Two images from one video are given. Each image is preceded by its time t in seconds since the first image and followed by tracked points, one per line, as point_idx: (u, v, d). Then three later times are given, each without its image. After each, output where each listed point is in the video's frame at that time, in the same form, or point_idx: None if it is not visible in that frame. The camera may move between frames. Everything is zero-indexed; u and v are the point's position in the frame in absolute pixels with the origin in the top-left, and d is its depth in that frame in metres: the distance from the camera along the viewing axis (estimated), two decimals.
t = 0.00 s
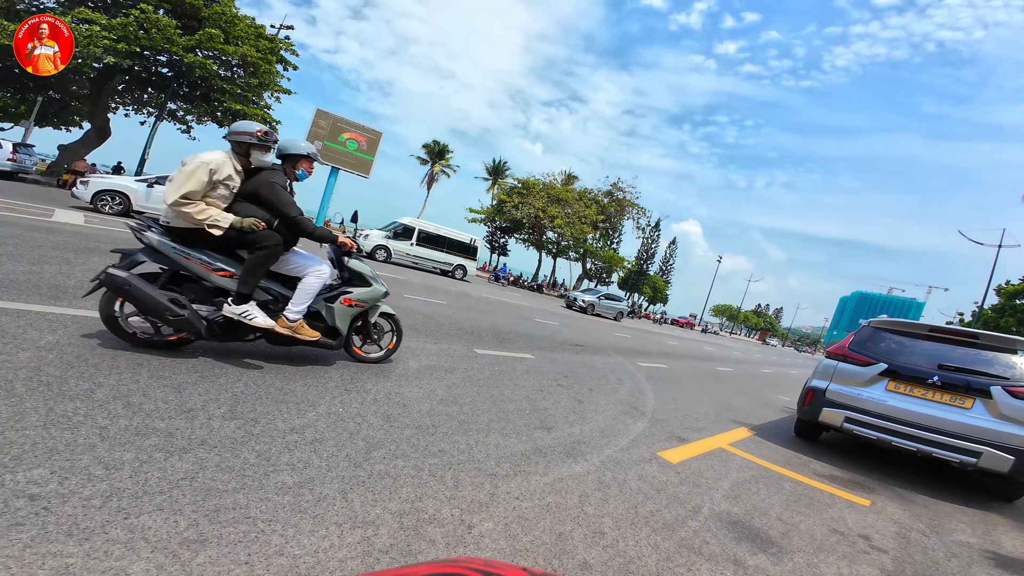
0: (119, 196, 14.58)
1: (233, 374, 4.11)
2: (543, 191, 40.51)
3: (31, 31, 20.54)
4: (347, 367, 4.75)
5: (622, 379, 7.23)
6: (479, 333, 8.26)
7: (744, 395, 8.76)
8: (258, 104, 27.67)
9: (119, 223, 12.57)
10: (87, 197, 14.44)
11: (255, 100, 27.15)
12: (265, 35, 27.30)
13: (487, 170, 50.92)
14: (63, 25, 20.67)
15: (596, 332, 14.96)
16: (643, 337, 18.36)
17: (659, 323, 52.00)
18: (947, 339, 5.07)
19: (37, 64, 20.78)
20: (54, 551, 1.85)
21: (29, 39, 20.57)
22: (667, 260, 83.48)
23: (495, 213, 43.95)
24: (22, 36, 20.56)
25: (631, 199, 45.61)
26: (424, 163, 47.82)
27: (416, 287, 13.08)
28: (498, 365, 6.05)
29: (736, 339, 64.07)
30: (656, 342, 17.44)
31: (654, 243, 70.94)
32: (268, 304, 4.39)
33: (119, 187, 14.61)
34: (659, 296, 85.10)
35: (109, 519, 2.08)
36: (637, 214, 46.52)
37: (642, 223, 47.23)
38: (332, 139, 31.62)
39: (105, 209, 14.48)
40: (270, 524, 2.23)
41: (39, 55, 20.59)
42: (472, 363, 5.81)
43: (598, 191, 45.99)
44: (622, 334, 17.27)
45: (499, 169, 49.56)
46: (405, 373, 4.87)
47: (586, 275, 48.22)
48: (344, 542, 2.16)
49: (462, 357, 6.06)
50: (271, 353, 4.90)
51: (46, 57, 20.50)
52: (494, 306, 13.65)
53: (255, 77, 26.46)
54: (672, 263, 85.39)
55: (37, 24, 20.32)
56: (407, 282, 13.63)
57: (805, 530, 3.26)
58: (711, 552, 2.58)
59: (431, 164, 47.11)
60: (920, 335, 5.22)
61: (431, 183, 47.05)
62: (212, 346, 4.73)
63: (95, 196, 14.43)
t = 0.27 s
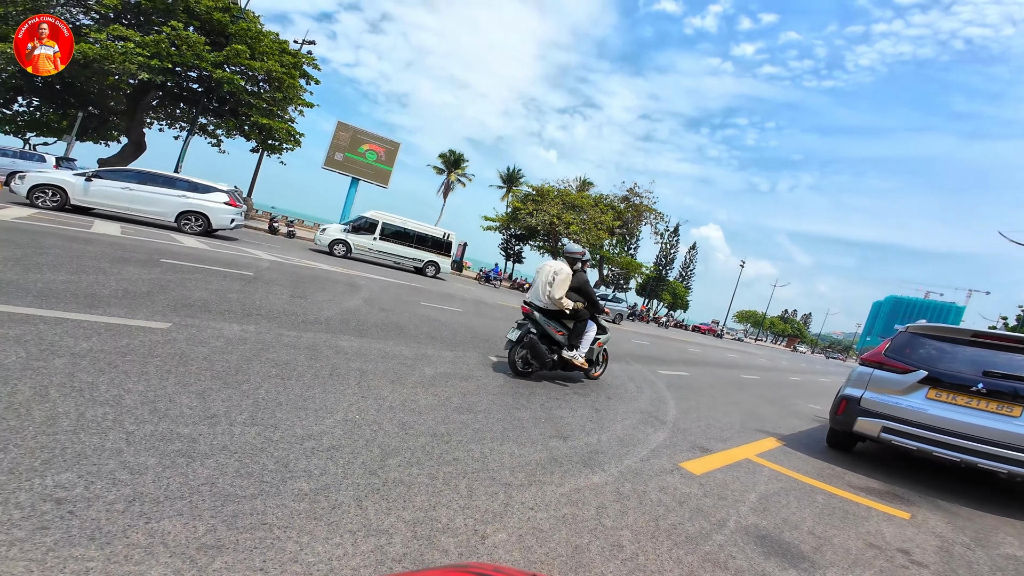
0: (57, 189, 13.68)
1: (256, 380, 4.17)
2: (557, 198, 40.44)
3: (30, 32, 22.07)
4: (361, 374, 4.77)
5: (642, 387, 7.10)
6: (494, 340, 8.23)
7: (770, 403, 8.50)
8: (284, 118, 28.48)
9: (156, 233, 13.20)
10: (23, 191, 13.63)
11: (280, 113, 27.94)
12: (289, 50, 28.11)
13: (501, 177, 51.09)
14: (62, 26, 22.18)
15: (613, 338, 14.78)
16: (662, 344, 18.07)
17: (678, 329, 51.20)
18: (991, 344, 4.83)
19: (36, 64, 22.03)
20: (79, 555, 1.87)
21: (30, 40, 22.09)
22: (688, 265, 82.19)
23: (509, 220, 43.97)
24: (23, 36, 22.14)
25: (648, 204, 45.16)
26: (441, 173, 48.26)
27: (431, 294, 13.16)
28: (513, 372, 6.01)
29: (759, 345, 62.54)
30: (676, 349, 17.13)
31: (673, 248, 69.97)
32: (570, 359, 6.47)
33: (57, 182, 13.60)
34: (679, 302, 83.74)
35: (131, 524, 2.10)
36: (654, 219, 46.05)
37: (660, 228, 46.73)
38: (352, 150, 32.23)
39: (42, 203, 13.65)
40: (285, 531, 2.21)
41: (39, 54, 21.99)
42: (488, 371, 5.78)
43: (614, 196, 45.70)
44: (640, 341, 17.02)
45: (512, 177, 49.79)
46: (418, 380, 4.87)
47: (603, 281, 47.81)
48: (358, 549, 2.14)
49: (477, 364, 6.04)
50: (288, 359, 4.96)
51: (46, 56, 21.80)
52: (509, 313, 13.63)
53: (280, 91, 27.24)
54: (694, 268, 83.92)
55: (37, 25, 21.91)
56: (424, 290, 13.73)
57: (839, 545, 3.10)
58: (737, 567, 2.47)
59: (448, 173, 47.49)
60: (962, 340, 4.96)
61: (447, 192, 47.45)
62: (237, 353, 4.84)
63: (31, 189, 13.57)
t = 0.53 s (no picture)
0: None
1: (275, 386, 4.28)
2: (566, 204, 40.40)
3: (31, 32, 21.43)
4: (373, 380, 4.87)
5: (654, 393, 7.07)
6: (504, 346, 8.28)
7: (785, 408, 8.39)
8: (299, 129, 29.12)
9: (178, 243, 13.57)
10: None
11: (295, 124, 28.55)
12: (304, 62, 28.74)
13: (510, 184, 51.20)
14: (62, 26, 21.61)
15: (623, 344, 14.70)
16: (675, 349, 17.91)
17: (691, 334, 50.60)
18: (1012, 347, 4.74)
19: (36, 64, 21.26)
20: (110, 550, 1.97)
21: (30, 39, 21.22)
22: (702, 269, 81.23)
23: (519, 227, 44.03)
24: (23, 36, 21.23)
25: (660, 208, 44.83)
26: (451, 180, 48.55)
27: (441, 301, 13.27)
28: (522, 378, 6.05)
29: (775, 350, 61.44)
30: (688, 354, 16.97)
31: (686, 252, 69.26)
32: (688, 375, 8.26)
33: None
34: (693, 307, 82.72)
35: (160, 521, 2.20)
36: (666, 223, 45.73)
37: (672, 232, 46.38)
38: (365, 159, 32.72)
39: None
40: (303, 530, 2.30)
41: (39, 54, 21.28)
42: (498, 377, 5.82)
43: (624, 201, 45.51)
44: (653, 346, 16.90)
45: (522, 183, 49.83)
46: (428, 386, 4.94)
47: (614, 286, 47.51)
48: (371, 549, 2.20)
49: (487, 370, 6.09)
50: (301, 365, 5.07)
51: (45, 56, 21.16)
52: (520, 319, 13.66)
53: (295, 103, 27.86)
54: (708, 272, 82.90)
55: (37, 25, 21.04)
56: (436, 297, 13.86)
57: (854, 550, 3.07)
58: (747, 570, 2.48)
59: (458, 181, 47.77)
60: (983, 344, 4.87)
61: (457, 200, 47.66)
62: (257, 359, 4.98)
63: None
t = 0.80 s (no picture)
0: None
1: (283, 391, 4.34)
2: (571, 209, 40.42)
3: (31, 32, 22.56)
4: (378, 384, 4.92)
5: (660, 397, 7.05)
6: (508, 351, 8.32)
7: (793, 411, 8.32)
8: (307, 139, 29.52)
9: (190, 252, 13.79)
10: None
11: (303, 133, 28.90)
12: (310, 72, 29.13)
13: (514, 190, 51.37)
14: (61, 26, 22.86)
15: (628, 348, 14.68)
16: (681, 354, 17.82)
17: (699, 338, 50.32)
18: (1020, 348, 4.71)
19: (36, 64, 22.38)
20: (125, 548, 2.01)
21: (30, 39, 22.45)
22: (708, 272, 80.84)
23: (524, 232, 44.14)
24: (24, 36, 22.51)
25: (665, 212, 44.73)
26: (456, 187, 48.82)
27: (446, 307, 13.35)
28: (526, 382, 6.10)
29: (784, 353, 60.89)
30: (695, 358, 16.87)
31: (692, 256, 69.01)
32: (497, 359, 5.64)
33: None
34: (701, 311, 82.29)
35: (172, 521, 2.25)
36: (671, 227, 45.66)
37: (677, 235, 46.30)
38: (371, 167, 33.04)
39: None
40: (309, 530, 2.33)
41: (40, 55, 22.39)
42: (501, 382, 5.84)
43: (629, 205, 45.52)
44: (659, 350, 16.85)
45: (526, 189, 49.95)
46: (432, 390, 5.00)
47: (620, 290, 47.41)
48: (372, 548, 2.23)
49: (491, 375, 6.11)
50: (307, 370, 5.12)
51: (46, 56, 22.33)
52: (525, 324, 13.68)
53: (303, 113, 28.23)
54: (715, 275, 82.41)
55: (37, 25, 22.34)
56: (441, 303, 13.94)
57: (858, 552, 3.04)
58: (749, 572, 2.48)
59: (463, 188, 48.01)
60: (990, 344, 4.83)
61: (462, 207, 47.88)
62: (265, 364, 5.05)
63: None
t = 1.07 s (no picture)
0: None
1: (284, 396, 4.35)
2: (571, 213, 40.52)
3: (31, 32, 23.24)
4: (377, 389, 4.94)
5: (661, 399, 7.05)
6: (509, 355, 8.33)
7: (796, 412, 8.29)
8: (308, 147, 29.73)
9: (193, 260, 13.87)
10: None
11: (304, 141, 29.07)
12: (311, 81, 29.39)
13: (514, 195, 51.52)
14: (61, 27, 23.29)
15: (629, 351, 14.67)
16: (682, 356, 17.79)
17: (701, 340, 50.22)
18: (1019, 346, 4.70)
19: (37, 64, 23.03)
20: (128, 550, 2.02)
21: (29, 39, 22.89)
22: (710, 275, 80.71)
23: (525, 237, 44.20)
24: (25, 37, 23.21)
25: (665, 215, 44.79)
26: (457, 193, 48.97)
27: (447, 312, 13.38)
28: (525, 386, 6.11)
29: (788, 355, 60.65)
30: (698, 361, 16.84)
31: (694, 258, 68.96)
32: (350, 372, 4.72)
33: None
34: (703, 313, 82.12)
35: (175, 522, 2.27)
36: (672, 229, 45.69)
37: (678, 237, 46.33)
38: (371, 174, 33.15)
39: None
40: (309, 531, 2.34)
41: (39, 54, 23.06)
42: (502, 386, 5.85)
43: (629, 209, 45.59)
44: (660, 353, 16.82)
45: (527, 195, 50.06)
46: (432, 394, 5.01)
47: (622, 294, 47.39)
48: (372, 549, 2.24)
49: (491, 379, 6.12)
50: (307, 375, 5.14)
51: (46, 56, 22.98)
52: (526, 329, 13.69)
53: (303, 121, 28.44)
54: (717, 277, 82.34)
55: (37, 25, 22.79)
56: (442, 309, 13.97)
57: (859, 552, 3.03)
58: (749, 572, 2.48)
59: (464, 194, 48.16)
60: (989, 342, 4.83)
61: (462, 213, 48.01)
62: (266, 370, 5.07)
63: None
